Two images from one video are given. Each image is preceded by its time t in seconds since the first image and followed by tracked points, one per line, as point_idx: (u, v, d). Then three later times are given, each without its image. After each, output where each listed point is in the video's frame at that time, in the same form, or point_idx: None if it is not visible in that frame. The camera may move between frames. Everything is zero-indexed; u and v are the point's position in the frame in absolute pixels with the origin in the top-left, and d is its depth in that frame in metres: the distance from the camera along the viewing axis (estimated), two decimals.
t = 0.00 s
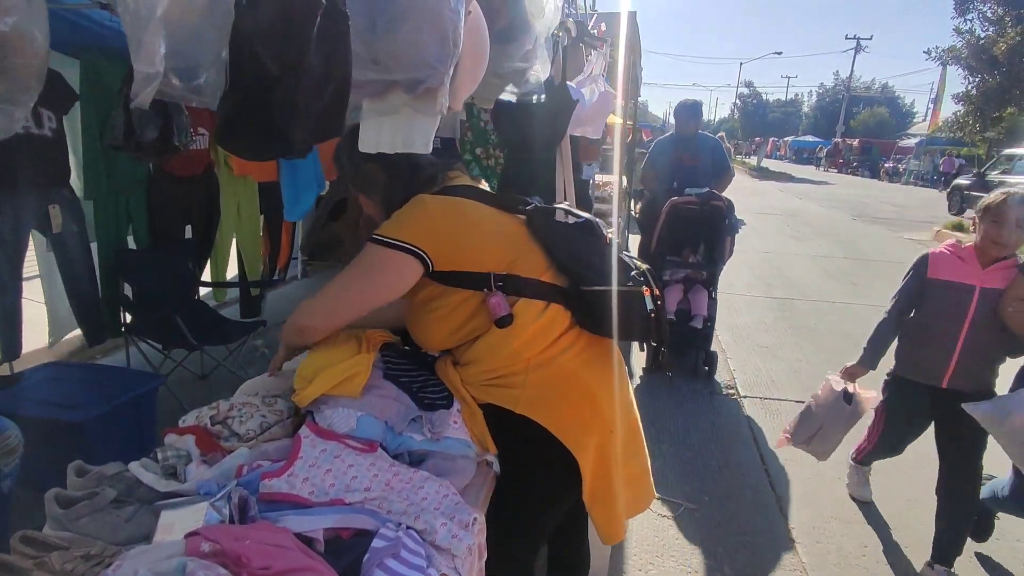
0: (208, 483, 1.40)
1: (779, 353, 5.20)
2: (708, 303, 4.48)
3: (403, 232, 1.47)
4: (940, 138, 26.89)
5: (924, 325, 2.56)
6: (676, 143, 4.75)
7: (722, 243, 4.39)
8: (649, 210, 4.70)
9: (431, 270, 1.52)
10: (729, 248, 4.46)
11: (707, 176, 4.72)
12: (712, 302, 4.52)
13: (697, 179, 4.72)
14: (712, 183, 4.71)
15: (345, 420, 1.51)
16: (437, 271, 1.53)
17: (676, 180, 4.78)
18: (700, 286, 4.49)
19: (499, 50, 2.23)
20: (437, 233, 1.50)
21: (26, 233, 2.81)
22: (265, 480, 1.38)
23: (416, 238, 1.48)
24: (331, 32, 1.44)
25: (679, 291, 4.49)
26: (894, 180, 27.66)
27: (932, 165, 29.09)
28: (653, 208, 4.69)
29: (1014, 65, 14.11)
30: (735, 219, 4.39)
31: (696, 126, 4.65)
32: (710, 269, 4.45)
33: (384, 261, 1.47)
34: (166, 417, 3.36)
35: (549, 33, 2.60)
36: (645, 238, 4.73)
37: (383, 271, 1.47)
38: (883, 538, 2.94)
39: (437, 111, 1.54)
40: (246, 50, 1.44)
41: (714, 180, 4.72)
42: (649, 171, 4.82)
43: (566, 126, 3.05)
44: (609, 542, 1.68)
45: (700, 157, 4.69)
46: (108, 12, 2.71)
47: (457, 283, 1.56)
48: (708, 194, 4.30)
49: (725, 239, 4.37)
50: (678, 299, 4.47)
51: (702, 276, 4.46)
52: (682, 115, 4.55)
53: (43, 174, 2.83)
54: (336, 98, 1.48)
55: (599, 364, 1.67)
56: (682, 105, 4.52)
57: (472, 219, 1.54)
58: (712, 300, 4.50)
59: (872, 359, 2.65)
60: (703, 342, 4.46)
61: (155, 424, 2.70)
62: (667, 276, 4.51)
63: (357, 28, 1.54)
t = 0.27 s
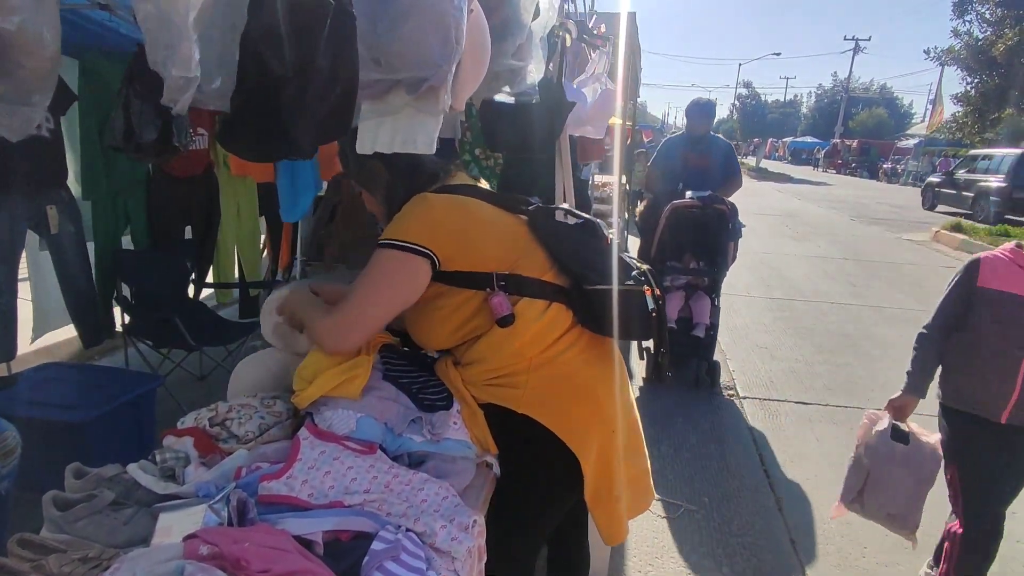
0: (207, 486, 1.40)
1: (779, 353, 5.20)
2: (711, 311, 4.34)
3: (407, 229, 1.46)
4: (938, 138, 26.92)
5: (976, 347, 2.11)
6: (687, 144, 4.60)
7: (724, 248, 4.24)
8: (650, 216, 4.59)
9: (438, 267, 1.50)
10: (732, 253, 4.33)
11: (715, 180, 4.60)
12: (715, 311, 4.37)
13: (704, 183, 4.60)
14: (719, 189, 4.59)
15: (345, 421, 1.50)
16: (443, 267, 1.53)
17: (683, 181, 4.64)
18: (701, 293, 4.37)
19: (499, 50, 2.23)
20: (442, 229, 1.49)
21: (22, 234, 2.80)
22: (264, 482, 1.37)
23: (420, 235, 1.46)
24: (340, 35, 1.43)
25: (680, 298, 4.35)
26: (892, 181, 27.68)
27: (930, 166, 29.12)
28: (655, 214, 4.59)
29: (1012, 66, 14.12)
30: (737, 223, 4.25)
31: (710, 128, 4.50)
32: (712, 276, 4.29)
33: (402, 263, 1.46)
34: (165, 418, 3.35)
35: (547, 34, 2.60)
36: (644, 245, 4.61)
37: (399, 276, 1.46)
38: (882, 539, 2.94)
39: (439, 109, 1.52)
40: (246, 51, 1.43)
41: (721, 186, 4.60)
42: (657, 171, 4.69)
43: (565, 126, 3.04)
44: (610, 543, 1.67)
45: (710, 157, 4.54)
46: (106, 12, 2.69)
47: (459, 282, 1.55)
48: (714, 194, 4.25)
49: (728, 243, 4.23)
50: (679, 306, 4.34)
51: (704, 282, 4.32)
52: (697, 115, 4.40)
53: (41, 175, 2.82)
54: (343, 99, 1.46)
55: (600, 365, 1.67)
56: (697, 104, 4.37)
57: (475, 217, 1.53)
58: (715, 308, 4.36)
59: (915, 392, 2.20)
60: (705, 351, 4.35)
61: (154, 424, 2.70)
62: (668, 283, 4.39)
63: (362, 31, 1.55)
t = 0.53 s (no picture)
0: (204, 486, 1.39)
1: (777, 353, 5.20)
2: (714, 318, 4.20)
3: (409, 225, 1.44)
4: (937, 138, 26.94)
5: None
6: (689, 145, 4.56)
7: (728, 253, 4.10)
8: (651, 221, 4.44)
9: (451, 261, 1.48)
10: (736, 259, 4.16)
11: (718, 182, 4.53)
12: (719, 318, 4.22)
13: (707, 185, 4.53)
14: (722, 190, 4.51)
15: (342, 421, 1.50)
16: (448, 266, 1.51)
17: (686, 181, 4.57)
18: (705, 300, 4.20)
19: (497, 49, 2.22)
20: (446, 224, 1.47)
21: (18, 235, 2.80)
22: (261, 483, 1.37)
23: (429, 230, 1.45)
24: (334, 35, 1.43)
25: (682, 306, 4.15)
26: (891, 181, 27.72)
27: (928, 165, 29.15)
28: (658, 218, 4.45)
29: (1011, 66, 14.13)
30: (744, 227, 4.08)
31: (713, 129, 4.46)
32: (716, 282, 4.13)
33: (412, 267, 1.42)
34: (162, 418, 3.35)
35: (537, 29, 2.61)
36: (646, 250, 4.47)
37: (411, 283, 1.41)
38: (880, 539, 2.94)
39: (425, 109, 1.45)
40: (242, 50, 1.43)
41: (724, 188, 4.52)
42: (659, 172, 4.65)
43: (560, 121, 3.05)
44: (608, 540, 1.66)
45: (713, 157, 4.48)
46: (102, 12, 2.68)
47: (462, 281, 1.54)
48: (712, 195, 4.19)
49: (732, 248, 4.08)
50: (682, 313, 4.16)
51: (707, 288, 4.17)
52: (700, 116, 4.36)
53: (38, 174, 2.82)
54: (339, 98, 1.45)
55: (600, 363, 1.66)
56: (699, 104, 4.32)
57: (476, 217, 1.52)
58: (718, 315, 4.21)
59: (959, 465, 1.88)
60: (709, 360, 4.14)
61: (151, 425, 2.70)
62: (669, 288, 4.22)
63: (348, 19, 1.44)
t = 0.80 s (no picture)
0: (198, 486, 1.39)
1: (774, 352, 5.21)
2: (714, 326, 4.00)
3: (410, 224, 1.42)
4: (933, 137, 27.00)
5: None
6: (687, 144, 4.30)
7: (728, 258, 3.86)
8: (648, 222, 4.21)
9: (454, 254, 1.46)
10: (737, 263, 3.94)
11: (717, 184, 4.30)
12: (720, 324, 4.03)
13: (706, 186, 4.29)
14: (722, 192, 4.28)
15: (338, 421, 1.51)
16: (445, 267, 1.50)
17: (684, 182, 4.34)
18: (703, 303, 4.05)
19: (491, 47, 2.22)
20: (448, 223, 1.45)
21: (14, 233, 2.78)
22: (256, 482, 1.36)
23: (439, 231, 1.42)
24: (320, 33, 1.43)
25: (680, 312, 4.02)
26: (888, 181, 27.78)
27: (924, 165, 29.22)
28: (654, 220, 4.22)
29: (1006, 65, 14.17)
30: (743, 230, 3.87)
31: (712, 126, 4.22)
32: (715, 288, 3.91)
33: (423, 282, 1.38)
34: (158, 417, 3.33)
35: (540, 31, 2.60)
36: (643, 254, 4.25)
37: (424, 296, 1.38)
38: (877, 538, 2.95)
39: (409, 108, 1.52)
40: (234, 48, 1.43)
41: (724, 190, 4.28)
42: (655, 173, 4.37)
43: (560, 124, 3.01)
44: (605, 538, 1.65)
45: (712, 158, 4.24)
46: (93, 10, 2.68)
47: (461, 281, 1.53)
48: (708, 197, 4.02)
49: (732, 253, 3.84)
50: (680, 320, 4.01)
51: (706, 293, 3.98)
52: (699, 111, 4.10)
53: (33, 172, 2.80)
54: (323, 94, 1.45)
55: (599, 362, 1.66)
56: (698, 101, 4.09)
57: (477, 218, 1.51)
58: (719, 322, 4.02)
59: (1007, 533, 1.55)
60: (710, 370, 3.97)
61: (147, 424, 2.69)
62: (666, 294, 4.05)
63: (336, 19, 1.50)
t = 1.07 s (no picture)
0: (198, 484, 1.39)
1: (772, 351, 5.22)
2: (718, 335, 3.88)
3: (414, 222, 1.42)
4: (930, 137, 27.05)
5: None
6: (686, 143, 4.16)
7: (731, 263, 3.72)
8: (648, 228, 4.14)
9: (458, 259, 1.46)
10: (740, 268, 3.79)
11: (717, 185, 4.19)
12: (723, 332, 3.91)
13: (705, 188, 4.18)
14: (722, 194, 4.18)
15: (338, 419, 1.51)
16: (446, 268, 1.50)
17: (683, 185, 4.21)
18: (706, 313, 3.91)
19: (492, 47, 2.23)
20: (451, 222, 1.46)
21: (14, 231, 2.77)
22: (255, 480, 1.36)
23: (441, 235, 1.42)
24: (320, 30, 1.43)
25: (682, 320, 3.92)
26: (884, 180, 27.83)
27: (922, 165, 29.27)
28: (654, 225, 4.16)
29: (1002, 65, 14.22)
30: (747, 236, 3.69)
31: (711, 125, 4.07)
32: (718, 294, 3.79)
33: (424, 285, 1.39)
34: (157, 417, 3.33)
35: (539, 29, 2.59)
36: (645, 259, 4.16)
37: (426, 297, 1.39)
38: (875, 535, 2.96)
39: (408, 104, 1.47)
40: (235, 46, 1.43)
41: (724, 192, 4.18)
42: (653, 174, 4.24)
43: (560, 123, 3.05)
44: (605, 538, 1.65)
45: (712, 159, 4.13)
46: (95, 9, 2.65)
47: (463, 281, 1.53)
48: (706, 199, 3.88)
49: (734, 257, 3.71)
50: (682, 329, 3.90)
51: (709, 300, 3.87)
52: (699, 108, 3.96)
53: (33, 170, 2.80)
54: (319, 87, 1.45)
55: (599, 362, 1.66)
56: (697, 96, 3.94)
57: (479, 217, 1.51)
58: (722, 330, 3.91)
59: None
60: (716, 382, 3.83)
61: (146, 424, 2.69)
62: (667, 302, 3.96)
63: (336, 19, 1.52)
